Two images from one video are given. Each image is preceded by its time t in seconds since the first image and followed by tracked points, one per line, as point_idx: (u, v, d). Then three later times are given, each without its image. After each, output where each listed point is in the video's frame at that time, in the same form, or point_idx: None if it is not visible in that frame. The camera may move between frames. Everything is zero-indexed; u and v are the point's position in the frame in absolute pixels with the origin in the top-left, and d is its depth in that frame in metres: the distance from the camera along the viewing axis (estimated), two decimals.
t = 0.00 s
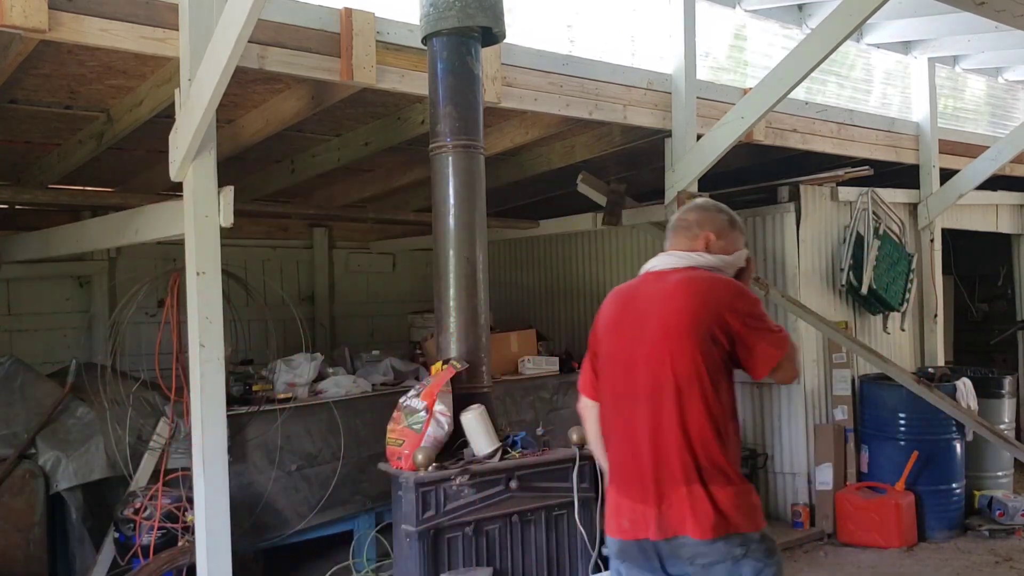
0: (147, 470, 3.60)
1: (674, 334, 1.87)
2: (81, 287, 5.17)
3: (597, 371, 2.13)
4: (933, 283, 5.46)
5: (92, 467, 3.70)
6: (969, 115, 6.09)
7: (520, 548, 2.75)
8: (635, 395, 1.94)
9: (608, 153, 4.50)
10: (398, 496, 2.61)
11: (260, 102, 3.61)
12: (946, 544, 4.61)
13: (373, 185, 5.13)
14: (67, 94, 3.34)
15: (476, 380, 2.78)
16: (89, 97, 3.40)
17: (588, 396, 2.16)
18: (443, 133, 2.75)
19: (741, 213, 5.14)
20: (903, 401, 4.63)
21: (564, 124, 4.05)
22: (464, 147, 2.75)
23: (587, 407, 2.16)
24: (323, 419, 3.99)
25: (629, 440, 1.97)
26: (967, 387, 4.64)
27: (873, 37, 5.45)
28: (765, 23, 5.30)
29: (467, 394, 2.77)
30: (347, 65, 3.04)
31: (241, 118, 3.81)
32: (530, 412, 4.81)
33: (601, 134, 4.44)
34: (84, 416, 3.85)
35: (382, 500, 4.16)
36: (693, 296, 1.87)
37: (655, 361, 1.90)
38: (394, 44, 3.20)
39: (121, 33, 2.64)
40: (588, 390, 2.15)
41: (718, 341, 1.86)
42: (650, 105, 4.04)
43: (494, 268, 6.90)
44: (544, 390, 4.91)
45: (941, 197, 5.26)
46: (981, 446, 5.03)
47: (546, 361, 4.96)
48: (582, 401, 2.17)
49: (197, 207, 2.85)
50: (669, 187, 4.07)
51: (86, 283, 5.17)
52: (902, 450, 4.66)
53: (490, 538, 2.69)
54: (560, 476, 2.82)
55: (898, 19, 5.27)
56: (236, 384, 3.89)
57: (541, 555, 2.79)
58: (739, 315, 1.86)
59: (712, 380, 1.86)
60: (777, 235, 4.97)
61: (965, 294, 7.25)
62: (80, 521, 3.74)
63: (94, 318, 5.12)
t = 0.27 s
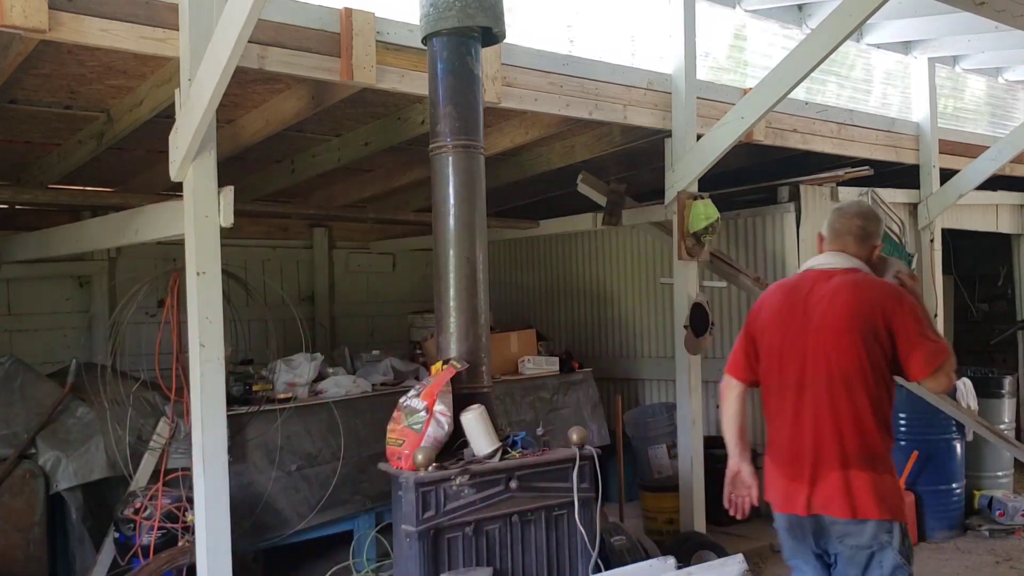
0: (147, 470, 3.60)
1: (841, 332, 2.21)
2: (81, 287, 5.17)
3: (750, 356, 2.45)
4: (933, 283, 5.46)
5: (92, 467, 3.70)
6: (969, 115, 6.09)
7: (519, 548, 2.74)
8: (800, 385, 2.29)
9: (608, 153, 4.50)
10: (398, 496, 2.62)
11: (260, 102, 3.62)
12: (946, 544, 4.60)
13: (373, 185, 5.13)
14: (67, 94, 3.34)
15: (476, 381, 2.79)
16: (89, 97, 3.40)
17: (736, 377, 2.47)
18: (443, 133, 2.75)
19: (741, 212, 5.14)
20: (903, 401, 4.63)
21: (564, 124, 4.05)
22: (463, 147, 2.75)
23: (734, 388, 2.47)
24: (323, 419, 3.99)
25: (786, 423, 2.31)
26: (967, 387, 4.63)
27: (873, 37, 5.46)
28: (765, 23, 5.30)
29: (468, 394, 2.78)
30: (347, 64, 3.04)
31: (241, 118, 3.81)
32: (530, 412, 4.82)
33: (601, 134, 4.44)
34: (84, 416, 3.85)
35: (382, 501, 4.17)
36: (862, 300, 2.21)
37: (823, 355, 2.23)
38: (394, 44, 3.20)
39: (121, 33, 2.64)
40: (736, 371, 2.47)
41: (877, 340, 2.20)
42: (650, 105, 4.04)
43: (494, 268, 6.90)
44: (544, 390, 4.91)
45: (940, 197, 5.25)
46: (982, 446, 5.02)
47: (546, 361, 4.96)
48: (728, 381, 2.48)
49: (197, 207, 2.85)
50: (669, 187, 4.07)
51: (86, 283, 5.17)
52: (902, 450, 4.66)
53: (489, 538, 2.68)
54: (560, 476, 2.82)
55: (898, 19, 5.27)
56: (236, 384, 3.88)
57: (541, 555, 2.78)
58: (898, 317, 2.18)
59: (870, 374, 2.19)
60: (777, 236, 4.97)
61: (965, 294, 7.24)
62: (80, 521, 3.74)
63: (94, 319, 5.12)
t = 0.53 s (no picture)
0: (147, 470, 3.60)
1: (946, 330, 2.43)
2: (82, 287, 5.17)
3: (862, 359, 2.63)
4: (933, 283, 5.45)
5: (92, 467, 3.70)
6: (969, 115, 6.09)
7: (520, 548, 2.74)
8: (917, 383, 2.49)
9: (608, 153, 4.50)
10: (398, 495, 2.62)
11: (260, 102, 3.62)
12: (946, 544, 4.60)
13: (373, 185, 5.13)
14: (67, 94, 3.34)
15: (476, 381, 2.79)
16: (89, 97, 3.40)
17: (853, 379, 2.63)
18: (443, 134, 2.75)
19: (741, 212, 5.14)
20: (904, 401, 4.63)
21: (564, 124, 4.05)
22: (463, 147, 2.75)
23: (854, 388, 2.63)
24: (323, 419, 3.99)
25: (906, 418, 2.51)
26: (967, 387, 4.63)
27: (873, 37, 5.46)
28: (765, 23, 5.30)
29: (468, 394, 2.78)
30: (346, 64, 3.04)
31: (240, 118, 3.81)
32: (530, 412, 4.82)
33: (601, 134, 4.44)
34: (84, 416, 3.85)
35: (382, 501, 4.17)
36: (961, 299, 2.44)
37: (931, 351, 2.45)
38: (394, 43, 3.20)
39: (121, 33, 2.64)
40: (851, 373, 2.64)
41: (978, 334, 2.42)
42: (650, 105, 4.04)
43: (494, 268, 6.90)
44: (544, 389, 4.91)
45: (940, 197, 5.25)
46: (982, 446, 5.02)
47: (546, 361, 4.96)
48: (847, 384, 2.64)
49: (197, 206, 2.85)
50: (669, 187, 4.07)
51: (86, 283, 5.17)
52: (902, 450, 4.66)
53: (490, 538, 2.68)
54: (560, 476, 2.82)
55: (899, 19, 5.27)
56: (236, 385, 3.87)
57: (541, 555, 2.78)
58: (996, 310, 2.41)
59: (974, 364, 2.42)
60: (777, 236, 4.97)
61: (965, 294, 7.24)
62: (80, 521, 3.74)
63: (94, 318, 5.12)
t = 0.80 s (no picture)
0: (147, 470, 3.60)
1: None
2: (82, 287, 5.17)
3: (953, 342, 2.86)
4: (932, 283, 5.45)
5: (92, 467, 3.70)
6: (969, 116, 6.10)
7: (519, 548, 2.74)
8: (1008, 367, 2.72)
9: (608, 152, 4.50)
10: (398, 495, 2.61)
11: (259, 102, 3.62)
12: (946, 544, 4.59)
13: (373, 185, 5.13)
14: (67, 93, 3.34)
15: (476, 381, 2.79)
16: (89, 97, 3.40)
17: (943, 360, 2.86)
18: (442, 134, 2.76)
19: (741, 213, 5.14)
20: (904, 401, 4.63)
21: (564, 124, 4.05)
22: (463, 147, 2.75)
23: (942, 369, 2.85)
24: (323, 419, 3.99)
25: (989, 397, 2.75)
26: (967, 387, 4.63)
27: (873, 37, 5.46)
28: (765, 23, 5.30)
29: (468, 394, 2.78)
30: (346, 65, 3.04)
31: (240, 118, 3.81)
32: (530, 412, 4.82)
33: (601, 134, 4.44)
34: (84, 416, 3.84)
35: (382, 501, 4.17)
36: None
37: None
38: (394, 43, 3.20)
39: (121, 33, 2.64)
40: (941, 355, 2.87)
41: None
42: (650, 105, 4.04)
43: (494, 268, 6.90)
44: (544, 389, 4.91)
45: (940, 197, 5.25)
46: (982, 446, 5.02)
47: (546, 361, 4.96)
48: (937, 365, 2.87)
49: (197, 206, 2.85)
50: (669, 188, 4.08)
51: (86, 283, 5.17)
52: (902, 450, 4.66)
53: (489, 538, 2.68)
54: (559, 476, 2.82)
55: (899, 19, 5.28)
56: (236, 384, 3.86)
57: (540, 555, 2.78)
58: None
59: None
60: (777, 236, 4.97)
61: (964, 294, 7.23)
62: (80, 521, 3.74)
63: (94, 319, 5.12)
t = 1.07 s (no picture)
0: (147, 470, 3.59)
1: None
2: (82, 287, 5.17)
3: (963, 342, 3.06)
4: (933, 284, 5.45)
5: (92, 467, 3.69)
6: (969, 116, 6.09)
7: (520, 548, 2.74)
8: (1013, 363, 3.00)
9: (608, 152, 4.50)
10: (398, 496, 2.61)
11: (259, 102, 3.62)
12: (946, 544, 4.60)
13: (373, 185, 5.13)
14: (67, 93, 3.34)
15: (477, 381, 2.79)
16: (89, 97, 3.40)
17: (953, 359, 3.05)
18: (443, 134, 2.76)
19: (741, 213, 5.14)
20: (904, 401, 4.63)
21: (564, 124, 4.05)
22: (463, 147, 2.75)
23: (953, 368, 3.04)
24: (323, 419, 3.99)
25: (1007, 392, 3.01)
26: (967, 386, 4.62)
27: (873, 37, 5.46)
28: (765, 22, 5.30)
29: (468, 394, 2.78)
30: (347, 65, 3.04)
31: (240, 118, 3.81)
32: (530, 412, 4.82)
33: (601, 134, 4.44)
34: (84, 416, 3.84)
35: (382, 501, 4.17)
36: None
37: None
38: (394, 43, 3.20)
39: (121, 33, 2.64)
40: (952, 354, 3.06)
41: None
42: (650, 105, 4.04)
43: (494, 268, 6.90)
44: (544, 389, 4.91)
45: (940, 197, 5.25)
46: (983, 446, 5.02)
47: (546, 361, 4.96)
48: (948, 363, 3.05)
49: (197, 206, 2.85)
50: (669, 188, 4.08)
51: (86, 283, 5.17)
52: (902, 450, 4.66)
53: (490, 537, 2.68)
54: (559, 476, 2.82)
55: (899, 19, 5.28)
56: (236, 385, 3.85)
57: (540, 555, 2.78)
58: None
59: None
60: (777, 235, 4.97)
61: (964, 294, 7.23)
62: (80, 521, 3.74)
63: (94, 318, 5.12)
